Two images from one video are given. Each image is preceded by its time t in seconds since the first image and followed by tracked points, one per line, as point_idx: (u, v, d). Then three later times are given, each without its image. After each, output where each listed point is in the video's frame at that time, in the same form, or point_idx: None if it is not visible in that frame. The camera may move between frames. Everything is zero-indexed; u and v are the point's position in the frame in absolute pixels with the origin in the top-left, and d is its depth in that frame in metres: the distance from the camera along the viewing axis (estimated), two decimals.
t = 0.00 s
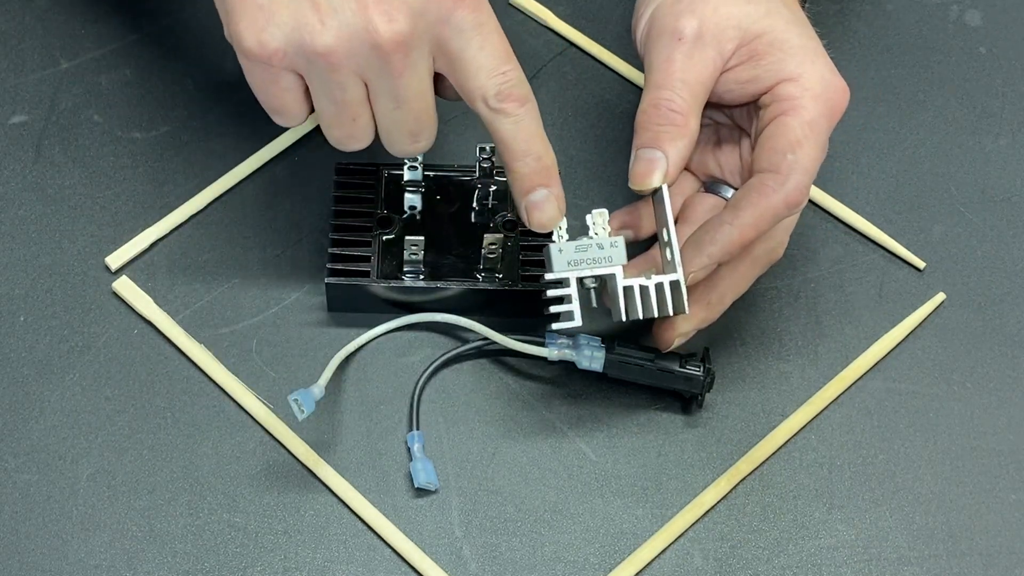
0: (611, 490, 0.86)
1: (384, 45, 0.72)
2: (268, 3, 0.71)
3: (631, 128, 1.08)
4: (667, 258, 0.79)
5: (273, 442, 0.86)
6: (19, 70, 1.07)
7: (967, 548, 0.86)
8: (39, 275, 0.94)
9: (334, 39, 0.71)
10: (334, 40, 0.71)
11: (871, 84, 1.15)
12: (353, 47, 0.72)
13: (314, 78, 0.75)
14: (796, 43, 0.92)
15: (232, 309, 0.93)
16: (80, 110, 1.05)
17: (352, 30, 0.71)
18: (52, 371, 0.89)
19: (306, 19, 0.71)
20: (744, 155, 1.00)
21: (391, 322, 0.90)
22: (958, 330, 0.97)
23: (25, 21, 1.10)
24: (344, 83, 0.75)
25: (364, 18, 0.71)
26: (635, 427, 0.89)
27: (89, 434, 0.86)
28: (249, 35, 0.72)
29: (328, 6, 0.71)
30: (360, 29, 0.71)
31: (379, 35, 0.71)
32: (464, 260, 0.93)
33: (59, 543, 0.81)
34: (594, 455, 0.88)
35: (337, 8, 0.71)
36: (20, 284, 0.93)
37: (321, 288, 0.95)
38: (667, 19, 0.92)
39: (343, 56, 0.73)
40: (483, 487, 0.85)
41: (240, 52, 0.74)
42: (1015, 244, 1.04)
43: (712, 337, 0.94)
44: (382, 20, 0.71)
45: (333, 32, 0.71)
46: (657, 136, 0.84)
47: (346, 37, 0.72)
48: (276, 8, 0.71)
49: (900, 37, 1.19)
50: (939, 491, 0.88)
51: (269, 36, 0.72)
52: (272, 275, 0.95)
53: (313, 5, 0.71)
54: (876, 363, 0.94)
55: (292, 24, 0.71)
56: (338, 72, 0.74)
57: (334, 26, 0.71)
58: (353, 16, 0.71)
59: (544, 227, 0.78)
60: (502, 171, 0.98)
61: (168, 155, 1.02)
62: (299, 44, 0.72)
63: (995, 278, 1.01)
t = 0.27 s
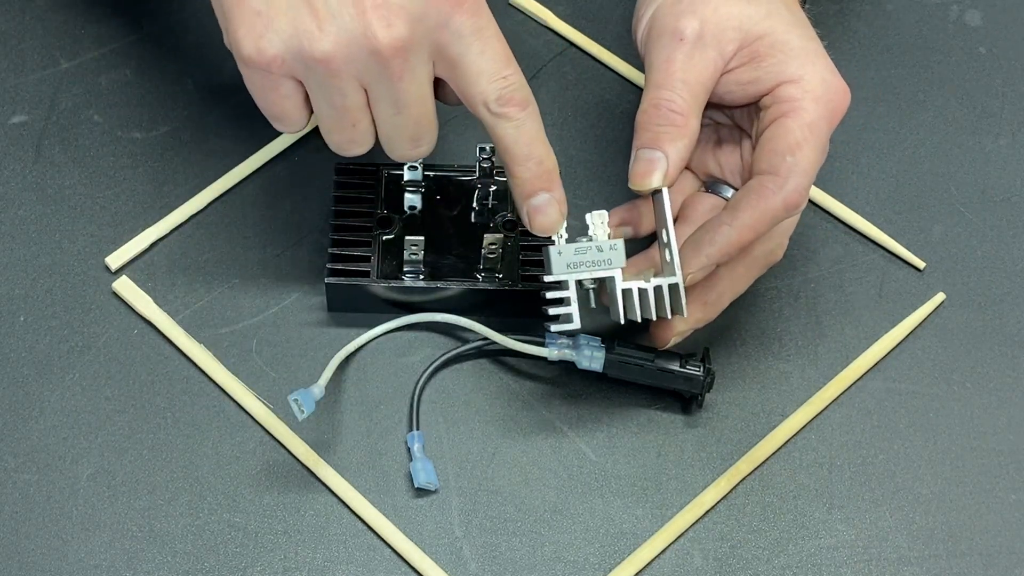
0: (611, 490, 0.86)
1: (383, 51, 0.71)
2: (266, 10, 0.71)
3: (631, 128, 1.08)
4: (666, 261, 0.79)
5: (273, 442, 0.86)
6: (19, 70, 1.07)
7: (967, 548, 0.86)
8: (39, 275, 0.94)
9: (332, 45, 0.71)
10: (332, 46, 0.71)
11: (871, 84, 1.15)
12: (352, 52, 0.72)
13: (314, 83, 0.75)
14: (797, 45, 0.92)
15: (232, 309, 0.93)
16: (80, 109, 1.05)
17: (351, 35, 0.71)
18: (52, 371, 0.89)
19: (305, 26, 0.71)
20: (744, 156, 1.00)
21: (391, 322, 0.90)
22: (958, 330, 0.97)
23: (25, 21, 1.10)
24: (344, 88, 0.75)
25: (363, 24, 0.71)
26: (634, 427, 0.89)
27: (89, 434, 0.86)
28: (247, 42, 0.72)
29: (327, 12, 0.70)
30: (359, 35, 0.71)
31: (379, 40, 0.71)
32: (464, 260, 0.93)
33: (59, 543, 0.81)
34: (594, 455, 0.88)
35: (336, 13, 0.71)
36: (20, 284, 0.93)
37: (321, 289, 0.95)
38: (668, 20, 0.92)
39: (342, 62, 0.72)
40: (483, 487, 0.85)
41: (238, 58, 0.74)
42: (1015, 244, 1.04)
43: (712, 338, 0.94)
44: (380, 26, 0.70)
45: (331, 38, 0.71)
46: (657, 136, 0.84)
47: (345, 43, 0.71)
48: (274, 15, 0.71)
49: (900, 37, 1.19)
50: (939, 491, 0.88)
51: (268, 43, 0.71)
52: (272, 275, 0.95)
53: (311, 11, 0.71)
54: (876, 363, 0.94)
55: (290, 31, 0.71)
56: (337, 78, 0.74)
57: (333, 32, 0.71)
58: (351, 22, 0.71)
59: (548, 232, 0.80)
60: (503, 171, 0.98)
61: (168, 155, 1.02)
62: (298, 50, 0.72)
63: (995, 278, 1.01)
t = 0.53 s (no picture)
0: (611, 490, 0.86)
1: (369, 38, 0.72)
2: (250, 3, 0.72)
3: (631, 128, 1.08)
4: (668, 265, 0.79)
5: (273, 442, 0.86)
6: (19, 70, 1.07)
7: (967, 548, 0.86)
8: (39, 275, 0.94)
9: (317, 33, 0.71)
10: (318, 35, 0.72)
11: (871, 84, 1.15)
12: (338, 40, 0.72)
13: (303, 76, 0.76)
14: (799, 47, 0.92)
15: (232, 309, 0.93)
16: (80, 109, 1.05)
17: (336, 24, 0.71)
18: (52, 371, 0.89)
19: (289, 17, 0.72)
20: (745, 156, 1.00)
21: (391, 322, 0.90)
22: (958, 330, 0.97)
23: (25, 21, 1.11)
24: (332, 78, 0.75)
25: (347, 11, 0.71)
26: (634, 426, 0.89)
27: (89, 434, 0.86)
28: (233, 36, 0.73)
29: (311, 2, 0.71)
30: (343, 22, 0.71)
31: (363, 27, 0.71)
32: (464, 260, 0.93)
33: (59, 543, 0.81)
34: (594, 455, 0.88)
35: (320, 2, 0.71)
36: (20, 284, 0.93)
37: (321, 289, 0.95)
38: (670, 19, 0.92)
39: (329, 50, 0.73)
40: (483, 487, 0.85)
41: (227, 54, 0.75)
42: (1015, 244, 1.04)
43: (712, 337, 0.94)
44: (366, 13, 0.71)
45: (316, 26, 0.71)
46: (661, 134, 0.83)
47: (330, 32, 0.72)
48: (257, 8, 0.72)
49: (900, 37, 1.19)
50: (939, 491, 0.88)
51: (252, 36, 0.72)
52: (272, 275, 0.95)
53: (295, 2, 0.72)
54: (876, 363, 0.94)
55: (275, 22, 0.72)
56: (325, 68, 0.74)
57: (318, 21, 0.71)
58: (336, 10, 0.71)
59: (536, 224, 0.78)
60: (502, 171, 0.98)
61: (168, 155, 1.02)
62: (283, 42, 0.72)
63: (996, 278, 1.01)
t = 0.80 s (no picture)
0: (611, 490, 0.86)
1: (373, 34, 0.71)
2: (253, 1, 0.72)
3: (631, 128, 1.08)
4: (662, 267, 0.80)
5: (273, 442, 0.86)
6: (19, 70, 1.07)
7: (968, 548, 0.86)
8: (39, 275, 0.94)
9: (321, 30, 0.71)
10: (322, 31, 0.72)
11: (871, 84, 1.15)
12: (342, 36, 0.72)
13: (307, 74, 0.75)
14: (797, 49, 0.92)
15: (232, 309, 0.93)
16: (80, 109, 1.05)
17: (340, 20, 0.71)
18: (52, 371, 0.89)
19: (293, 14, 0.72)
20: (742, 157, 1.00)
21: (391, 322, 0.90)
22: (958, 330, 0.97)
23: (25, 21, 1.11)
24: (337, 75, 0.75)
25: (351, 7, 0.71)
26: (634, 426, 0.89)
27: (89, 434, 0.86)
28: (237, 34, 0.73)
29: None
30: (347, 18, 0.71)
31: (367, 23, 0.71)
32: (464, 260, 0.93)
33: (59, 543, 0.81)
34: (594, 455, 0.88)
35: None
36: (20, 284, 0.93)
37: (321, 289, 0.95)
38: (669, 20, 0.92)
39: (333, 47, 0.73)
40: (483, 487, 0.85)
41: (231, 55, 0.75)
42: (1015, 244, 1.04)
43: (712, 337, 0.94)
44: (370, 8, 0.71)
45: (320, 23, 0.71)
46: (658, 133, 0.83)
47: (335, 29, 0.72)
48: (261, 6, 0.72)
49: (899, 37, 1.19)
50: (939, 491, 0.88)
51: (256, 34, 0.72)
52: (272, 275, 0.95)
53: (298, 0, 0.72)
54: (876, 363, 0.94)
55: (279, 19, 0.72)
56: (329, 64, 0.74)
57: (322, 17, 0.71)
58: (339, 6, 0.71)
59: (549, 216, 0.77)
60: (502, 172, 0.99)
61: (168, 155, 1.02)
62: (288, 39, 0.72)
63: (996, 278, 1.01)
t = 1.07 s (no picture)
0: (611, 490, 0.86)
1: (379, 59, 0.71)
2: (261, 26, 0.72)
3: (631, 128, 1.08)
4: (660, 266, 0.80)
5: (273, 442, 0.86)
6: (19, 70, 1.07)
7: (968, 548, 0.86)
8: (39, 275, 0.94)
9: (328, 56, 0.71)
10: (328, 57, 0.72)
11: (871, 84, 1.15)
12: (349, 61, 0.72)
13: (314, 97, 0.76)
14: (796, 47, 0.92)
15: (232, 309, 0.93)
16: (80, 109, 1.05)
17: (347, 45, 0.71)
18: (52, 371, 0.89)
19: (299, 39, 0.72)
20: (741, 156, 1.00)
21: (391, 322, 0.90)
22: (958, 330, 0.97)
23: (25, 21, 1.11)
24: (345, 97, 0.75)
25: (357, 33, 0.71)
26: (634, 426, 0.89)
27: (89, 434, 0.86)
28: (245, 60, 0.73)
29: (319, 24, 0.71)
30: (354, 44, 0.71)
31: (374, 49, 0.71)
32: (464, 260, 0.93)
33: (59, 543, 0.81)
34: (594, 455, 0.88)
35: (329, 24, 0.71)
36: (20, 284, 0.93)
37: (321, 289, 0.95)
38: (669, 19, 0.92)
39: (340, 72, 0.73)
40: (483, 487, 0.85)
41: (239, 79, 0.75)
42: (1015, 244, 1.04)
43: (712, 338, 0.94)
44: (377, 33, 0.71)
45: (326, 49, 0.71)
46: (658, 132, 0.83)
47: (342, 53, 0.72)
48: (269, 30, 0.72)
49: (899, 37, 1.19)
50: (939, 491, 0.88)
51: (264, 59, 0.73)
52: (272, 275, 0.95)
53: (304, 25, 0.71)
54: (876, 363, 0.94)
55: (286, 45, 0.72)
56: (337, 88, 0.74)
57: (328, 43, 0.71)
58: (346, 32, 0.71)
59: (555, 236, 0.76)
60: (502, 172, 0.99)
61: (168, 155, 1.02)
62: (295, 64, 0.72)
63: (996, 278, 1.01)
